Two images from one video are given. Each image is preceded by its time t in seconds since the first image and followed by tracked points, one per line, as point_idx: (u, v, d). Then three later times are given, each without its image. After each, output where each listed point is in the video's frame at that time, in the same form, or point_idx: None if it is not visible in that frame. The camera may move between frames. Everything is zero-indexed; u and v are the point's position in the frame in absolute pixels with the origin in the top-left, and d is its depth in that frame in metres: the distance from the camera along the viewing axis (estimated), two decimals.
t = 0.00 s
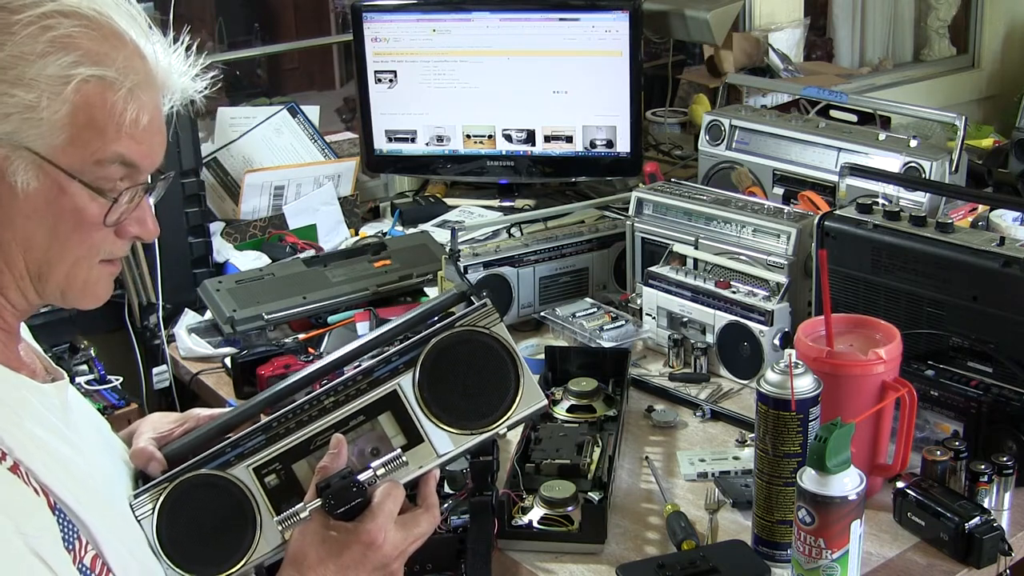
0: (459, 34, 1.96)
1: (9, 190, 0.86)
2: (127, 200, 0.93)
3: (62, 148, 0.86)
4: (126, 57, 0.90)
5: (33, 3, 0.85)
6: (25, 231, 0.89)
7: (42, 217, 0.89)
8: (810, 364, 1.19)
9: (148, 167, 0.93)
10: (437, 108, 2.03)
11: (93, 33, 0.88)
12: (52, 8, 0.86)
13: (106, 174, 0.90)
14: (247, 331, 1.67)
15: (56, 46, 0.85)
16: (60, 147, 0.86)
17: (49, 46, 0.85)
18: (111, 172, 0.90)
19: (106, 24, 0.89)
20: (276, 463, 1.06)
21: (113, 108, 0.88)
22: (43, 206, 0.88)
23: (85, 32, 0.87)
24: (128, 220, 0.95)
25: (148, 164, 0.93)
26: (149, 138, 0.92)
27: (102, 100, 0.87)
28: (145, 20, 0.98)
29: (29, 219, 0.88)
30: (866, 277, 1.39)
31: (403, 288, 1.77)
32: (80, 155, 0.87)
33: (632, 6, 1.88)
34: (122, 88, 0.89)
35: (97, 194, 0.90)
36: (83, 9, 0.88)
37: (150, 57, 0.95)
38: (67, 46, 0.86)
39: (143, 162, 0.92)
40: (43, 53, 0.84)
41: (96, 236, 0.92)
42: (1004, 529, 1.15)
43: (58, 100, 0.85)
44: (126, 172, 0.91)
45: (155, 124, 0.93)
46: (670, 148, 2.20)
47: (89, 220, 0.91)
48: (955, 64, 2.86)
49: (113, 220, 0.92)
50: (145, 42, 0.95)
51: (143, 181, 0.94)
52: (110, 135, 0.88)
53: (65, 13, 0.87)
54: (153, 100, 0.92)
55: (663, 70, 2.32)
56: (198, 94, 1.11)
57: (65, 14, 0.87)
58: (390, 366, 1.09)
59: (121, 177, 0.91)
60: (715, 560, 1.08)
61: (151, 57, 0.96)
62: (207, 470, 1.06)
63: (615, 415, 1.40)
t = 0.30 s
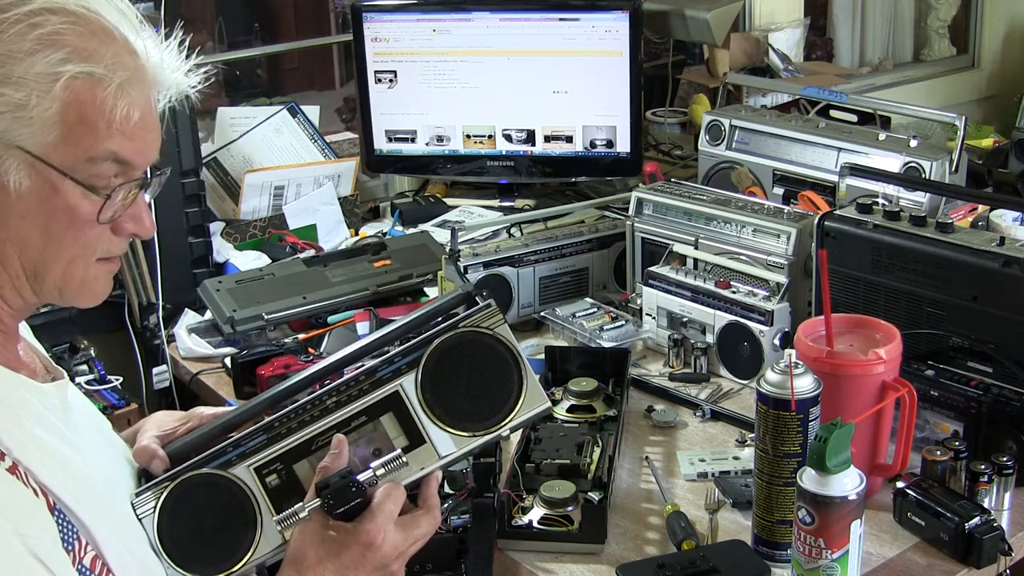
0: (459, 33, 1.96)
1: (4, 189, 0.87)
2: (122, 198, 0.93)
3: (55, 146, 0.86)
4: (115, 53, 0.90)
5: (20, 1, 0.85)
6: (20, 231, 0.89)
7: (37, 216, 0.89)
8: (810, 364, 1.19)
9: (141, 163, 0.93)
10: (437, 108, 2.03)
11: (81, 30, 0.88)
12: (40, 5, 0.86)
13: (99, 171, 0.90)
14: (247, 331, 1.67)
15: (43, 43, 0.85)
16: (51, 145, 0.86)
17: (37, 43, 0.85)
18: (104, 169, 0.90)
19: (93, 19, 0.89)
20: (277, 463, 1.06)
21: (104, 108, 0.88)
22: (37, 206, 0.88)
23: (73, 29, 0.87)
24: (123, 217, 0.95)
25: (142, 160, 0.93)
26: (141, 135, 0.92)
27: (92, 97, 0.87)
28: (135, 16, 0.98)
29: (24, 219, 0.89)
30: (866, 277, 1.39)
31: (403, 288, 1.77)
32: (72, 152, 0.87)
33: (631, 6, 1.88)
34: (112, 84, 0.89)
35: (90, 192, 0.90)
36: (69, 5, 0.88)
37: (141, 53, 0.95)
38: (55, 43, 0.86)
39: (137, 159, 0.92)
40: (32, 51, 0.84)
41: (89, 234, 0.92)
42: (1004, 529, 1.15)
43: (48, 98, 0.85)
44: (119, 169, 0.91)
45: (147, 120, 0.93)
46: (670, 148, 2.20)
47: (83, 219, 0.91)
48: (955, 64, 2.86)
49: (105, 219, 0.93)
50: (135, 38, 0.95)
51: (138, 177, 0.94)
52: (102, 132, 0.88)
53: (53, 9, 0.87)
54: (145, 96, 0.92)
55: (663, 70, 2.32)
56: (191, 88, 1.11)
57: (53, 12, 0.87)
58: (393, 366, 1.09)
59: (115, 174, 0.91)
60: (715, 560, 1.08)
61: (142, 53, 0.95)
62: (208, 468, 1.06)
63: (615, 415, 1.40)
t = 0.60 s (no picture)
0: (460, 34, 1.96)
1: (9, 190, 0.86)
2: (125, 197, 0.94)
3: (64, 147, 0.87)
4: (123, 56, 0.90)
5: (28, 4, 0.84)
6: (25, 231, 0.89)
7: (40, 216, 0.89)
8: (810, 364, 1.19)
9: (144, 162, 0.93)
10: (437, 108, 2.03)
11: (90, 33, 0.88)
12: (48, 7, 0.86)
13: (105, 173, 0.90)
14: (247, 331, 1.67)
15: (55, 47, 0.85)
16: (60, 147, 0.86)
17: (47, 47, 0.85)
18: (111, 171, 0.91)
19: (102, 23, 0.89)
20: (279, 461, 1.06)
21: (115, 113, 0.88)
22: (43, 206, 0.88)
23: (82, 33, 0.87)
24: (124, 215, 0.95)
25: (145, 160, 0.93)
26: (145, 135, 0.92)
27: (101, 100, 0.87)
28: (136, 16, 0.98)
29: (28, 220, 0.89)
30: (866, 277, 1.39)
31: (403, 288, 1.77)
32: (81, 154, 0.88)
33: (632, 6, 1.88)
34: (121, 88, 0.89)
35: (96, 191, 0.90)
36: (78, 8, 0.88)
37: (143, 55, 0.95)
38: (66, 47, 0.86)
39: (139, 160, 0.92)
40: (42, 54, 0.84)
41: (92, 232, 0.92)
42: (1003, 529, 1.15)
43: (58, 101, 0.85)
44: (124, 170, 0.92)
45: (151, 122, 0.93)
46: (670, 148, 2.20)
47: (86, 218, 0.91)
48: (955, 64, 2.86)
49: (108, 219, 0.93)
50: (138, 41, 0.95)
51: (140, 177, 0.95)
52: (111, 136, 0.89)
53: (61, 12, 0.87)
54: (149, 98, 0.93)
55: (663, 70, 2.32)
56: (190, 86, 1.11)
57: (61, 14, 0.86)
58: (394, 364, 1.09)
59: (120, 174, 0.92)
60: (715, 560, 1.08)
61: (145, 55, 0.95)
62: (209, 467, 1.05)
63: (615, 415, 1.40)
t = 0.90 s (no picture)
0: (459, 34, 1.96)
1: (6, 187, 0.86)
2: (122, 193, 0.94)
3: (60, 143, 0.87)
4: (118, 52, 0.91)
5: (24, 1, 0.85)
6: (22, 227, 0.89)
7: (38, 213, 0.89)
8: (810, 364, 1.19)
9: (141, 159, 0.93)
10: (437, 108, 2.03)
11: (86, 29, 0.88)
12: (44, 4, 0.86)
13: (101, 170, 0.90)
14: (247, 331, 1.67)
15: (49, 44, 0.85)
16: (56, 143, 0.86)
17: (42, 44, 0.85)
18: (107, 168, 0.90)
19: (98, 21, 0.89)
20: (280, 456, 1.06)
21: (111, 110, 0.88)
22: (41, 202, 0.88)
23: (77, 29, 0.87)
24: (122, 212, 0.95)
25: (142, 156, 0.93)
26: (141, 132, 0.92)
27: (96, 96, 0.87)
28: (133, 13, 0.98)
29: (25, 217, 0.89)
30: (866, 277, 1.39)
31: (403, 288, 1.77)
32: (77, 150, 0.88)
33: (632, 6, 1.88)
34: (117, 85, 0.89)
35: (93, 188, 0.90)
36: (74, 5, 0.88)
37: (140, 52, 0.95)
38: (61, 44, 0.86)
39: (135, 158, 0.93)
40: (38, 51, 0.84)
41: (91, 229, 0.92)
42: (1004, 529, 1.15)
43: (53, 98, 0.85)
44: (120, 167, 0.92)
45: (146, 119, 0.93)
46: (670, 148, 2.20)
47: (84, 215, 0.91)
48: (955, 64, 2.86)
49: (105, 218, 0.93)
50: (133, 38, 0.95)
51: (138, 173, 0.94)
52: (106, 132, 0.89)
53: (56, 9, 0.87)
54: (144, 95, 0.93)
55: (663, 70, 2.32)
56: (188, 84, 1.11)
57: (57, 11, 0.87)
58: (395, 360, 1.08)
59: (116, 171, 0.92)
60: (715, 560, 1.08)
61: (141, 51, 0.95)
62: (210, 463, 1.06)
63: (615, 415, 1.40)
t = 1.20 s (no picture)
0: (459, 34, 1.96)
1: None
2: (116, 193, 0.93)
3: (52, 142, 0.87)
4: (111, 51, 0.91)
5: None
6: (16, 227, 0.89)
7: (31, 212, 0.89)
8: (810, 364, 1.19)
9: (135, 159, 0.93)
10: (437, 108, 2.03)
11: (78, 28, 0.88)
12: (36, 3, 0.86)
13: (94, 169, 0.90)
14: (247, 331, 1.67)
15: (41, 42, 0.86)
16: (48, 142, 0.86)
17: (34, 42, 0.85)
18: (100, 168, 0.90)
19: (92, 20, 0.90)
20: (277, 456, 1.06)
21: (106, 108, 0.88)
22: (34, 201, 0.88)
23: (69, 28, 0.88)
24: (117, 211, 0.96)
25: (136, 156, 0.93)
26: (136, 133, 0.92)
27: (88, 94, 0.87)
28: (129, 13, 0.98)
29: (18, 216, 0.88)
30: (865, 277, 1.39)
31: (403, 288, 1.77)
32: (69, 148, 0.87)
33: (632, 6, 1.88)
34: (108, 83, 0.89)
35: (86, 187, 0.90)
36: (67, 5, 0.89)
37: (135, 51, 0.95)
38: (53, 42, 0.86)
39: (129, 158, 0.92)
40: (29, 49, 0.85)
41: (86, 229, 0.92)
42: (1004, 529, 1.15)
43: (44, 96, 0.85)
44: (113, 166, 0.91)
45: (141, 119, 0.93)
46: (670, 148, 2.20)
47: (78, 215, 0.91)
48: (955, 64, 2.86)
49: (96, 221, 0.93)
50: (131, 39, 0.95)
51: (132, 173, 0.94)
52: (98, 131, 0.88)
53: (49, 8, 0.87)
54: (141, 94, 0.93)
55: (663, 70, 2.32)
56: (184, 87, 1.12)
57: (49, 10, 0.87)
58: (392, 360, 1.09)
59: (110, 171, 0.92)
60: (715, 560, 1.08)
61: (137, 51, 0.96)
62: (208, 462, 1.06)
63: (615, 415, 1.40)
